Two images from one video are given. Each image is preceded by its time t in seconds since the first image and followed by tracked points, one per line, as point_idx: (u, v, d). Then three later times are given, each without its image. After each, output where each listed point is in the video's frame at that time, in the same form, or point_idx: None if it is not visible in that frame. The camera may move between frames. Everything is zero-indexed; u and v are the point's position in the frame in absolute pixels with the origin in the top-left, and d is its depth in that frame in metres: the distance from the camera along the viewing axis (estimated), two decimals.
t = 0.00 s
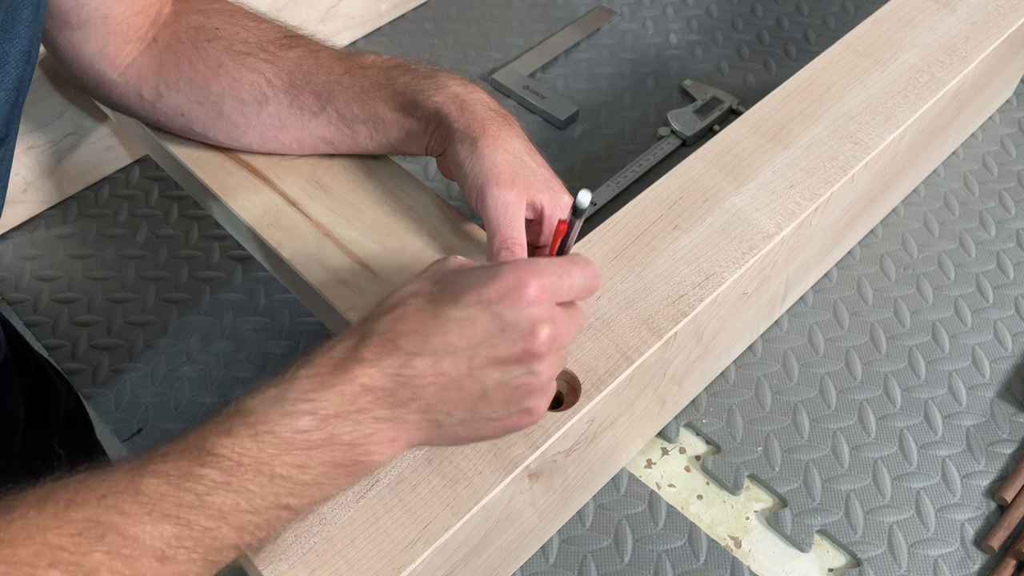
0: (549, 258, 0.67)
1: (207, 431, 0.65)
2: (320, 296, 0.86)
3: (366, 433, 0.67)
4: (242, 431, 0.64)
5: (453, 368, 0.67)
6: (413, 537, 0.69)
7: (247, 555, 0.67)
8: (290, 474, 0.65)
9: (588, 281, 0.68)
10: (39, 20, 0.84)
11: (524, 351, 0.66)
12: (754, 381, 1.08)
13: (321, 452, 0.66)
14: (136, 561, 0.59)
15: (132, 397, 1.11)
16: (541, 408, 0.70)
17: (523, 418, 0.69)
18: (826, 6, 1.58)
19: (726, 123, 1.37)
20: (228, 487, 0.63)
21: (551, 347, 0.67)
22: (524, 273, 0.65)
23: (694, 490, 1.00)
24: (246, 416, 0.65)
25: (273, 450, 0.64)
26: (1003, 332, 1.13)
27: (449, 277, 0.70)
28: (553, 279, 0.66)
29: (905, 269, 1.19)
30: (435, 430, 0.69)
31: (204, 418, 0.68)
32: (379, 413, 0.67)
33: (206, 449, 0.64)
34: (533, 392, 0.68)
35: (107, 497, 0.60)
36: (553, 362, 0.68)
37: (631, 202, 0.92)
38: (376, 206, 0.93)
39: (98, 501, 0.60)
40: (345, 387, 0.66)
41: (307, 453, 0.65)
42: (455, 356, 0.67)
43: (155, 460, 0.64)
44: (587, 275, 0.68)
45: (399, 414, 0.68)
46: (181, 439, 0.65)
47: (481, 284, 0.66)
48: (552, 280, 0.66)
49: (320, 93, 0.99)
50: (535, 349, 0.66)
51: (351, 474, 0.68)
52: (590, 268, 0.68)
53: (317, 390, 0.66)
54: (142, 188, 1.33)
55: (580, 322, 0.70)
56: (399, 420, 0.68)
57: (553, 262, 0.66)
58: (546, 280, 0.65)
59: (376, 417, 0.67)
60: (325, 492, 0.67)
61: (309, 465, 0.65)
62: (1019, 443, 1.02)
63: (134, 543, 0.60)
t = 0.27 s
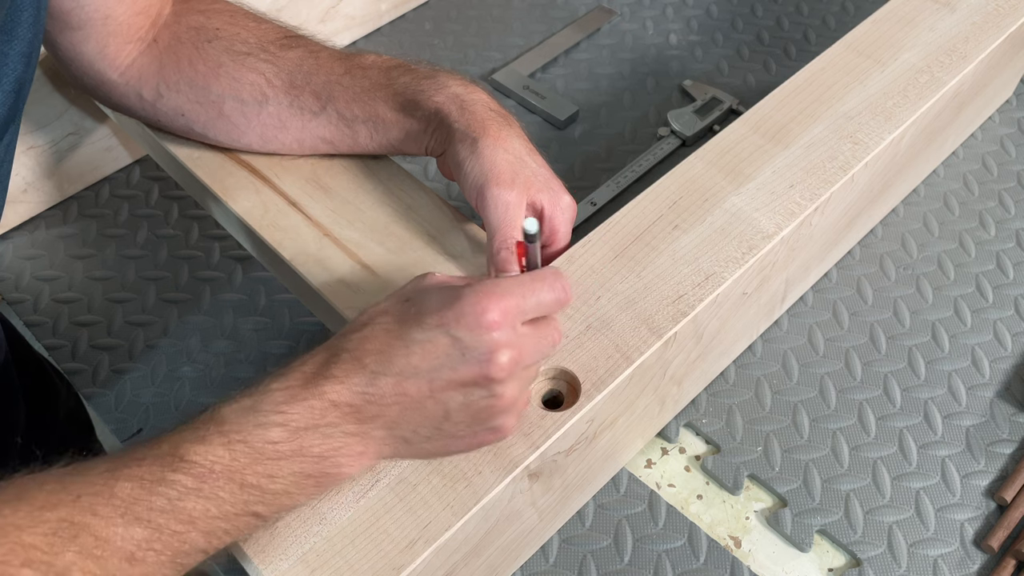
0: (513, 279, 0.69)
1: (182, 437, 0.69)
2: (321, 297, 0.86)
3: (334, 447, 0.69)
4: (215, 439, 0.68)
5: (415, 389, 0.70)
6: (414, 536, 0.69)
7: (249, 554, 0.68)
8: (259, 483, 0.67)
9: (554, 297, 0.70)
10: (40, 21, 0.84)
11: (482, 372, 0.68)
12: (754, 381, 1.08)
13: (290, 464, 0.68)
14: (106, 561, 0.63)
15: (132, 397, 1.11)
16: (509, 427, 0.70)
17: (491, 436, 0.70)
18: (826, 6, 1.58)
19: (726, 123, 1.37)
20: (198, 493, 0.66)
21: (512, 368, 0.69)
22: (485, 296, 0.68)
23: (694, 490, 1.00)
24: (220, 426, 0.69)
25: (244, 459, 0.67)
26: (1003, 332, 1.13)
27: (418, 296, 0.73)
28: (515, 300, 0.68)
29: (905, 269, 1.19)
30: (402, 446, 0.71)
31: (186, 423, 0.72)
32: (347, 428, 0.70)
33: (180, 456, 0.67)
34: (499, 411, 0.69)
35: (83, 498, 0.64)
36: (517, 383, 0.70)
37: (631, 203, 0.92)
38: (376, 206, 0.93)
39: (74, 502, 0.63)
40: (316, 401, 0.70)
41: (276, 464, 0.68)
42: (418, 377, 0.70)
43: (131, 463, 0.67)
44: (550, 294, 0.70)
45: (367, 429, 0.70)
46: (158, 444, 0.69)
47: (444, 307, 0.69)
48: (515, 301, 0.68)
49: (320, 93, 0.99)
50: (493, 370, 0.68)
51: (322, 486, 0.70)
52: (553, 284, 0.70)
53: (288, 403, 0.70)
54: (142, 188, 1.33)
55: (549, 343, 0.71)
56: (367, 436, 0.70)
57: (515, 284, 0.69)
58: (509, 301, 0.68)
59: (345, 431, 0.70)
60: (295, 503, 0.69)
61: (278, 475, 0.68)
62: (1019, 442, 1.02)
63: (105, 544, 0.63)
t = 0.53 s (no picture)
0: (489, 280, 0.70)
1: (170, 439, 0.70)
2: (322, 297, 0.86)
3: (319, 450, 0.70)
4: (200, 441, 0.69)
5: (395, 393, 0.71)
6: (413, 536, 0.69)
7: (249, 554, 0.68)
8: (244, 485, 0.68)
9: (532, 296, 0.70)
10: (38, 23, 0.84)
11: (461, 375, 0.69)
12: (754, 381, 1.08)
13: (275, 466, 0.69)
14: (92, 561, 0.64)
15: (132, 397, 1.11)
16: (493, 430, 0.71)
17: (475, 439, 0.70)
18: (826, 6, 1.58)
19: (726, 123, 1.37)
20: (184, 495, 0.67)
21: (491, 369, 0.70)
22: (461, 300, 0.68)
23: (694, 490, 1.00)
24: (206, 428, 0.70)
25: (228, 461, 0.68)
26: (1003, 332, 1.13)
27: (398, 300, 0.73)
28: (492, 302, 0.69)
29: (905, 269, 1.19)
30: (385, 449, 0.72)
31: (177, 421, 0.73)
32: (331, 431, 0.71)
33: (166, 458, 0.68)
34: (480, 413, 0.70)
35: (70, 500, 0.65)
36: (498, 385, 0.71)
37: (631, 203, 0.92)
38: (376, 206, 0.93)
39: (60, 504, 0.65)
40: (299, 404, 0.71)
41: (261, 466, 0.69)
42: (398, 380, 0.70)
43: (120, 464, 0.69)
44: (526, 293, 0.70)
45: (351, 432, 0.71)
46: (147, 446, 0.70)
47: (421, 311, 0.70)
48: (492, 302, 0.69)
49: (320, 94, 0.99)
50: (471, 373, 0.69)
51: (307, 489, 0.70)
52: (529, 283, 0.71)
53: (273, 405, 0.71)
54: (142, 188, 1.33)
55: (528, 342, 0.72)
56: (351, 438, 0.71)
57: (490, 284, 0.70)
58: (486, 303, 0.69)
59: (329, 435, 0.70)
60: (280, 506, 0.69)
61: (263, 478, 0.68)
62: (1019, 442, 1.02)
63: (91, 545, 0.64)
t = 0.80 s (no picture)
0: (488, 272, 0.71)
1: (175, 440, 0.70)
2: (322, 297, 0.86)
3: (324, 449, 0.71)
4: (205, 441, 0.69)
5: (398, 388, 0.72)
6: (413, 536, 0.69)
7: (249, 555, 0.68)
8: (250, 485, 0.68)
9: (531, 287, 0.72)
10: (38, 24, 0.84)
11: (464, 367, 0.71)
12: (754, 381, 1.08)
13: (280, 466, 0.69)
14: (98, 563, 0.64)
15: (132, 397, 1.11)
16: (497, 423, 0.72)
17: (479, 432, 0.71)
18: (826, 6, 1.58)
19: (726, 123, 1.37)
20: (190, 496, 0.67)
21: (492, 361, 0.71)
22: (460, 292, 0.70)
23: (694, 490, 1.00)
24: (210, 429, 0.70)
25: (234, 461, 0.68)
26: (1003, 332, 1.13)
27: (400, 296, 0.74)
28: (492, 294, 0.70)
29: (905, 269, 1.19)
30: (391, 448, 0.72)
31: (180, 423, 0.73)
32: (336, 430, 0.71)
33: (171, 459, 0.68)
34: (484, 406, 0.71)
35: (76, 501, 0.65)
36: (500, 376, 0.72)
37: (631, 202, 0.92)
38: (377, 206, 0.93)
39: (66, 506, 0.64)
40: (303, 404, 0.71)
41: (267, 466, 0.69)
42: (401, 375, 0.72)
43: (124, 465, 0.68)
44: (524, 284, 0.71)
45: (356, 431, 0.72)
46: (150, 447, 0.70)
47: (422, 305, 0.71)
48: (491, 294, 0.70)
49: (321, 94, 0.99)
50: (473, 365, 0.71)
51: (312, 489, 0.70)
52: (527, 273, 0.72)
53: (277, 406, 0.71)
54: (142, 188, 1.33)
55: (532, 333, 0.73)
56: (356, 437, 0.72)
57: (488, 276, 0.71)
58: (485, 295, 0.70)
59: (333, 434, 0.71)
60: (285, 507, 0.69)
61: (269, 478, 0.69)
62: (1019, 442, 1.02)
63: (97, 547, 0.64)
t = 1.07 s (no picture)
0: (484, 270, 0.71)
1: (171, 437, 0.70)
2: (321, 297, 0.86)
3: (319, 445, 0.70)
4: (201, 438, 0.69)
5: (393, 385, 0.71)
6: (414, 536, 0.69)
7: (248, 554, 0.68)
8: (246, 482, 0.68)
9: (526, 284, 0.71)
10: (38, 23, 0.84)
11: (458, 364, 0.70)
12: (754, 381, 1.08)
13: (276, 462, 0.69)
14: (94, 560, 0.64)
15: (132, 397, 1.11)
16: (492, 420, 0.71)
17: (475, 430, 0.70)
18: (826, 6, 1.58)
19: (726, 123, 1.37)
20: (186, 492, 0.67)
21: (487, 359, 0.70)
22: (455, 289, 0.69)
23: (694, 490, 1.00)
24: (206, 425, 0.70)
25: (230, 458, 0.68)
26: (1003, 332, 1.13)
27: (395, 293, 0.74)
28: (487, 291, 0.70)
29: (905, 269, 1.19)
30: (387, 444, 0.71)
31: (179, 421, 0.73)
32: (331, 426, 0.71)
33: (167, 455, 0.68)
34: (479, 404, 0.70)
35: (72, 497, 0.65)
36: (496, 374, 0.71)
37: (631, 203, 0.92)
38: (377, 206, 0.93)
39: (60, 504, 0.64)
40: (299, 399, 0.70)
41: (263, 462, 0.68)
42: (396, 371, 0.71)
43: (122, 461, 0.68)
44: (520, 281, 0.71)
45: (351, 426, 0.71)
46: (148, 444, 0.70)
47: (417, 303, 0.71)
48: (486, 292, 0.70)
49: (321, 94, 0.99)
50: (468, 362, 0.70)
51: (309, 486, 0.70)
52: (523, 271, 0.71)
53: (273, 402, 0.70)
54: (142, 188, 1.33)
55: (528, 331, 0.72)
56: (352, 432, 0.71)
57: (485, 273, 0.71)
58: (481, 292, 0.70)
59: (328, 430, 0.70)
60: (281, 504, 0.69)
61: (265, 474, 0.68)
62: (1019, 442, 1.02)
63: (93, 543, 0.64)
